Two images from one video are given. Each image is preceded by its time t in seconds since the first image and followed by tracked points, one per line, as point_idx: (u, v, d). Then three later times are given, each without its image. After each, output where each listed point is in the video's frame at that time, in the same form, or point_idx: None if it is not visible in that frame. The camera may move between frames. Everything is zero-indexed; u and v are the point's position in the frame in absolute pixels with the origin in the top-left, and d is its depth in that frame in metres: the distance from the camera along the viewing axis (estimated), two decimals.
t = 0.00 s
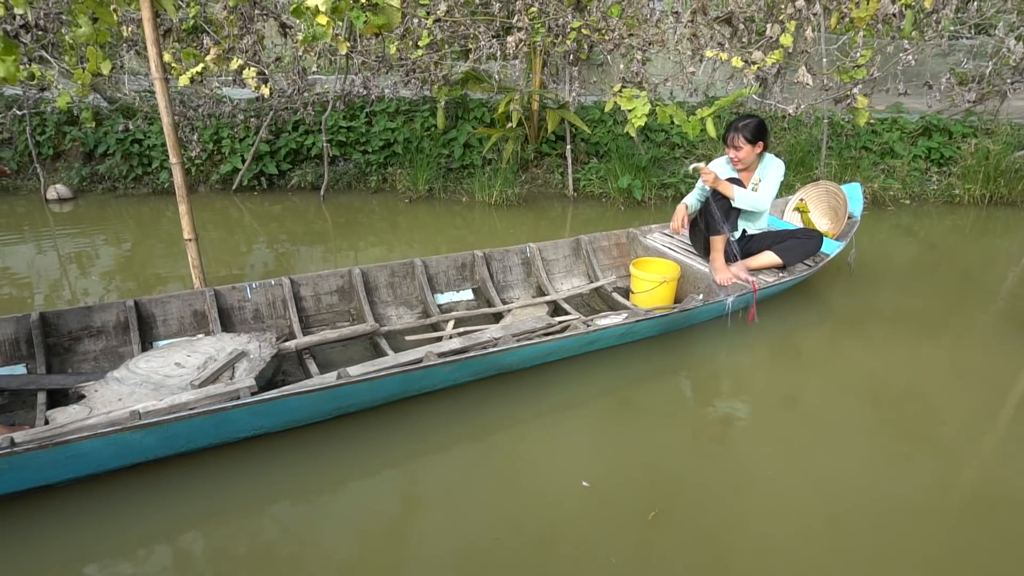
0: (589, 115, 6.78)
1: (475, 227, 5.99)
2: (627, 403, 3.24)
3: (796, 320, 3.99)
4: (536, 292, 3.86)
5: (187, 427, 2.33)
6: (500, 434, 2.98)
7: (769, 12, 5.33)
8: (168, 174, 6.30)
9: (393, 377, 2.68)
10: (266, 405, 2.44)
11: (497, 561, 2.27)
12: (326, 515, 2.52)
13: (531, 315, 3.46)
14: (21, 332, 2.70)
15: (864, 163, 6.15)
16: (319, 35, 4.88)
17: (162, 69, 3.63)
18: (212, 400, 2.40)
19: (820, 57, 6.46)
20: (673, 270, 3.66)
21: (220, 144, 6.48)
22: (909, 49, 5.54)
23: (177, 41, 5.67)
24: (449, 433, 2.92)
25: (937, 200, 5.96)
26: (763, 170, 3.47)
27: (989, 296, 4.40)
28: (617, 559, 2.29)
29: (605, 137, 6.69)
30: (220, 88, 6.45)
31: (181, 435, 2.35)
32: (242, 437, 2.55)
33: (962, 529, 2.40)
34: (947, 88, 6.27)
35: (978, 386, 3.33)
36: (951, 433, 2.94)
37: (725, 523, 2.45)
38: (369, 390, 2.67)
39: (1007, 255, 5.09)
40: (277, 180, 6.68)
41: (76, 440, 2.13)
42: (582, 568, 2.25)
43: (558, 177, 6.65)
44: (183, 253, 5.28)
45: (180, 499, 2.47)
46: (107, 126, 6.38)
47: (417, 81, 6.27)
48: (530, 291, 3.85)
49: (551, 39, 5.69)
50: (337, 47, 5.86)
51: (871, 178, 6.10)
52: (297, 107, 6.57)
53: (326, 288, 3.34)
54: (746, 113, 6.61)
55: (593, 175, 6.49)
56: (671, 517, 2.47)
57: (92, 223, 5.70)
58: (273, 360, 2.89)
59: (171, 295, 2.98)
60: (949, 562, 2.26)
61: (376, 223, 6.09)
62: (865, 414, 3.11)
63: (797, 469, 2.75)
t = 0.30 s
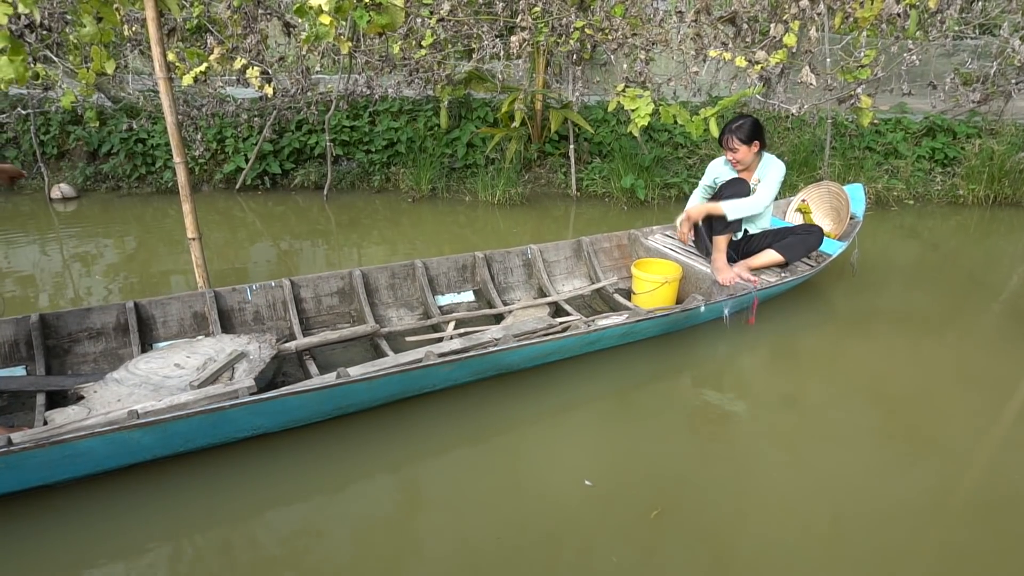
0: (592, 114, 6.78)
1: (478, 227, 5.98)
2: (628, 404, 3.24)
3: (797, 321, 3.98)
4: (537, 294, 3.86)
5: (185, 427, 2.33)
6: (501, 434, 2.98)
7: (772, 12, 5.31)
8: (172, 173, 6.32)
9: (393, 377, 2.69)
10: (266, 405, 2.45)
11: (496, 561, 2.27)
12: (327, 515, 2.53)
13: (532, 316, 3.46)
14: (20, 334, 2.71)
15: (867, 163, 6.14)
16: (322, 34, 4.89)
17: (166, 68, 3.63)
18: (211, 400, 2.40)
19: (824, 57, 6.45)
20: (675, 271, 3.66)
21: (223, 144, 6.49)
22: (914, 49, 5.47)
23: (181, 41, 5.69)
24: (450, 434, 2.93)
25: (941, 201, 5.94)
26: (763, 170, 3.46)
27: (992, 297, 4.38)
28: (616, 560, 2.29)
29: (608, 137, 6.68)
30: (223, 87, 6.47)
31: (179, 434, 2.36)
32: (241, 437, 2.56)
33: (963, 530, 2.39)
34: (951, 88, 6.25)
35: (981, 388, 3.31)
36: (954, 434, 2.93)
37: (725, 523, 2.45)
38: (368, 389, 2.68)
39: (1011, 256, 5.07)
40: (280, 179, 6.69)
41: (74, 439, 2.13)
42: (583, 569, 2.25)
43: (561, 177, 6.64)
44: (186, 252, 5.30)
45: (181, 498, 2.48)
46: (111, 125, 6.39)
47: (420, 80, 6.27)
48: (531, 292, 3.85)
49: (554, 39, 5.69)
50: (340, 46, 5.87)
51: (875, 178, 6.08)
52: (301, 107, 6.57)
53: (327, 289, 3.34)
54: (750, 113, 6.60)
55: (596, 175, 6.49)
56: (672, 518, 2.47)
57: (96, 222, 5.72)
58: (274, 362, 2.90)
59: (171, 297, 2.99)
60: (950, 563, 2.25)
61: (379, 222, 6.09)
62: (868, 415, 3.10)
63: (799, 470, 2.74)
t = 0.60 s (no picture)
0: (596, 114, 6.76)
1: (481, 226, 5.97)
2: (630, 404, 3.23)
3: (801, 321, 3.96)
4: (538, 294, 3.85)
5: (184, 427, 2.33)
6: (502, 434, 2.97)
7: (777, 11, 5.28)
8: (176, 172, 6.33)
9: (393, 377, 2.68)
10: (265, 405, 2.45)
11: (499, 561, 2.27)
12: (329, 514, 2.53)
13: (533, 317, 3.45)
14: (20, 335, 2.72)
15: (872, 162, 6.10)
16: (327, 33, 4.89)
17: (170, 68, 3.64)
18: (210, 401, 2.40)
19: (829, 56, 6.42)
20: (676, 271, 3.65)
21: (227, 143, 6.50)
22: (920, 48, 5.56)
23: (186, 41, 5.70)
24: (451, 433, 2.93)
25: (946, 200, 5.91)
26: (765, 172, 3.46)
27: (998, 297, 4.36)
28: (619, 560, 2.29)
29: (612, 136, 6.66)
30: (227, 86, 6.47)
31: (179, 435, 2.36)
32: (240, 437, 2.55)
33: (969, 531, 2.38)
34: (957, 87, 6.21)
35: (987, 388, 3.29)
36: (959, 434, 2.92)
37: (728, 524, 2.44)
38: (368, 390, 2.67)
39: (1016, 255, 5.04)
40: (284, 178, 6.69)
41: (72, 439, 2.13)
42: (585, 569, 2.24)
43: (565, 176, 6.63)
44: (190, 251, 5.31)
45: (182, 498, 2.48)
46: (115, 124, 6.41)
47: (424, 79, 6.26)
48: (533, 293, 3.84)
49: (558, 38, 5.68)
50: (345, 46, 5.88)
51: (880, 178, 6.04)
52: (304, 106, 6.57)
53: (327, 290, 3.34)
54: (754, 112, 6.57)
55: (600, 175, 6.48)
56: (675, 518, 2.46)
57: (101, 221, 5.73)
58: (273, 363, 2.90)
59: (171, 298, 2.99)
60: (955, 564, 2.24)
61: (383, 222, 6.09)
62: (872, 415, 3.09)
63: (803, 470, 2.73)
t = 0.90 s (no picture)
0: (599, 113, 6.75)
1: (485, 225, 5.97)
2: (630, 404, 3.23)
3: (802, 320, 3.94)
4: (538, 293, 3.85)
5: (183, 428, 2.34)
6: (502, 433, 2.97)
7: (782, 10, 5.25)
8: (180, 171, 6.34)
9: (392, 378, 2.68)
10: (263, 406, 2.45)
11: (501, 560, 2.27)
12: (332, 513, 2.54)
13: (533, 316, 3.45)
14: (19, 334, 2.73)
15: (876, 162, 6.07)
16: (331, 33, 4.89)
17: (174, 67, 3.64)
18: (208, 402, 2.40)
19: (834, 55, 6.39)
20: (676, 271, 3.64)
21: (231, 142, 6.50)
22: (924, 47, 5.55)
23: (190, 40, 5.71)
24: (452, 432, 2.93)
25: (951, 200, 5.88)
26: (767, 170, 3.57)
27: (1002, 297, 4.33)
28: (620, 560, 2.28)
29: (615, 136, 6.65)
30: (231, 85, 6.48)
31: (176, 435, 2.36)
32: (238, 438, 2.55)
33: (972, 532, 2.37)
34: (962, 86, 6.18)
35: (991, 388, 3.28)
36: (963, 435, 2.90)
37: (729, 524, 2.43)
38: (367, 391, 2.67)
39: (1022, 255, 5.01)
40: (288, 177, 6.69)
41: (69, 441, 2.14)
42: (586, 569, 2.24)
43: (568, 175, 6.63)
44: (194, 250, 5.32)
45: (184, 497, 2.49)
46: (120, 123, 6.42)
47: (427, 78, 6.25)
48: (532, 292, 3.84)
49: (562, 37, 5.66)
50: (348, 45, 5.87)
51: (884, 177, 6.01)
52: (308, 105, 6.57)
53: (326, 288, 3.34)
54: (758, 111, 6.54)
55: (603, 174, 6.48)
56: (676, 518, 2.46)
57: (105, 220, 5.75)
58: (272, 362, 2.90)
59: (170, 296, 3.00)
60: (958, 564, 2.23)
61: (386, 221, 6.09)
62: (875, 415, 3.07)
63: (804, 470, 2.72)
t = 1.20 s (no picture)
0: (601, 112, 6.75)
1: (486, 224, 5.98)
2: (628, 403, 3.23)
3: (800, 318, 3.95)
4: (534, 291, 3.86)
5: (176, 428, 2.35)
6: (499, 432, 2.98)
7: (783, 9, 5.25)
8: (181, 169, 6.35)
9: (386, 379, 2.69)
10: (256, 406, 2.45)
11: (501, 558, 2.29)
12: (332, 510, 2.55)
13: (528, 315, 3.45)
14: (13, 331, 2.74)
15: (877, 161, 6.07)
16: (333, 31, 4.89)
17: (175, 65, 3.64)
18: (202, 401, 2.41)
19: (835, 54, 6.38)
20: (672, 271, 3.64)
21: (232, 140, 6.51)
22: (926, 46, 5.56)
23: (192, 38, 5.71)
24: (451, 430, 2.94)
25: (952, 200, 5.88)
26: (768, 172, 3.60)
27: (1002, 297, 4.33)
28: (618, 558, 2.30)
29: (616, 135, 6.65)
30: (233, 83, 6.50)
31: (170, 435, 2.37)
32: (232, 438, 2.56)
33: (970, 531, 2.38)
34: (963, 86, 6.18)
35: (989, 388, 3.28)
36: (961, 434, 2.91)
37: (728, 523, 2.44)
38: (361, 391, 2.68)
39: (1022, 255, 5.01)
40: (289, 175, 6.70)
41: (61, 442, 2.14)
42: (585, 568, 2.25)
43: (570, 174, 6.63)
44: (196, 248, 5.33)
45: (183, 494, 2.51)
46: (121, 121, 6.43)
47: (429, 77, 6.26)
48: (528, 290, 3.85)
49: (563, 36, 5.65)
50: (349, 43, 5.87)
51: (885, 176, 6.01)
52: (309, 103, 6.58)
53: (321, 286, 3.35)
54: (759, 110, 6.54)
55: (605, 173, 6.48)
56: (674, 518, 2.46)
57: (107, 219, 5.76)
58: (267, 360, 2.91)
59: (164, 294, 3.01)
60: (954, 563, 2.24)
61: (387, 219, 6.10)
62: (873, 415, 3.08)
63: (802, 469, 2.73)
